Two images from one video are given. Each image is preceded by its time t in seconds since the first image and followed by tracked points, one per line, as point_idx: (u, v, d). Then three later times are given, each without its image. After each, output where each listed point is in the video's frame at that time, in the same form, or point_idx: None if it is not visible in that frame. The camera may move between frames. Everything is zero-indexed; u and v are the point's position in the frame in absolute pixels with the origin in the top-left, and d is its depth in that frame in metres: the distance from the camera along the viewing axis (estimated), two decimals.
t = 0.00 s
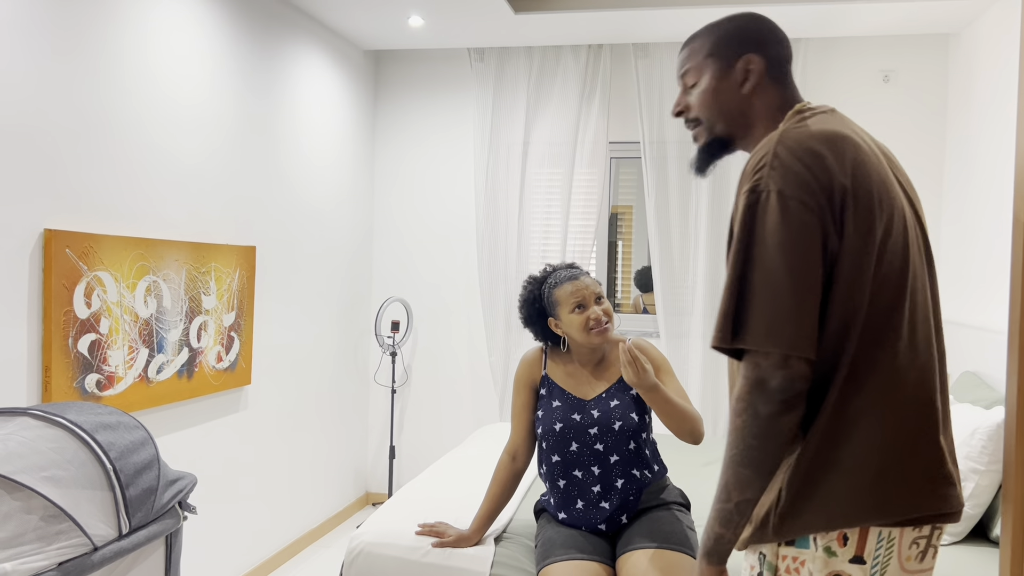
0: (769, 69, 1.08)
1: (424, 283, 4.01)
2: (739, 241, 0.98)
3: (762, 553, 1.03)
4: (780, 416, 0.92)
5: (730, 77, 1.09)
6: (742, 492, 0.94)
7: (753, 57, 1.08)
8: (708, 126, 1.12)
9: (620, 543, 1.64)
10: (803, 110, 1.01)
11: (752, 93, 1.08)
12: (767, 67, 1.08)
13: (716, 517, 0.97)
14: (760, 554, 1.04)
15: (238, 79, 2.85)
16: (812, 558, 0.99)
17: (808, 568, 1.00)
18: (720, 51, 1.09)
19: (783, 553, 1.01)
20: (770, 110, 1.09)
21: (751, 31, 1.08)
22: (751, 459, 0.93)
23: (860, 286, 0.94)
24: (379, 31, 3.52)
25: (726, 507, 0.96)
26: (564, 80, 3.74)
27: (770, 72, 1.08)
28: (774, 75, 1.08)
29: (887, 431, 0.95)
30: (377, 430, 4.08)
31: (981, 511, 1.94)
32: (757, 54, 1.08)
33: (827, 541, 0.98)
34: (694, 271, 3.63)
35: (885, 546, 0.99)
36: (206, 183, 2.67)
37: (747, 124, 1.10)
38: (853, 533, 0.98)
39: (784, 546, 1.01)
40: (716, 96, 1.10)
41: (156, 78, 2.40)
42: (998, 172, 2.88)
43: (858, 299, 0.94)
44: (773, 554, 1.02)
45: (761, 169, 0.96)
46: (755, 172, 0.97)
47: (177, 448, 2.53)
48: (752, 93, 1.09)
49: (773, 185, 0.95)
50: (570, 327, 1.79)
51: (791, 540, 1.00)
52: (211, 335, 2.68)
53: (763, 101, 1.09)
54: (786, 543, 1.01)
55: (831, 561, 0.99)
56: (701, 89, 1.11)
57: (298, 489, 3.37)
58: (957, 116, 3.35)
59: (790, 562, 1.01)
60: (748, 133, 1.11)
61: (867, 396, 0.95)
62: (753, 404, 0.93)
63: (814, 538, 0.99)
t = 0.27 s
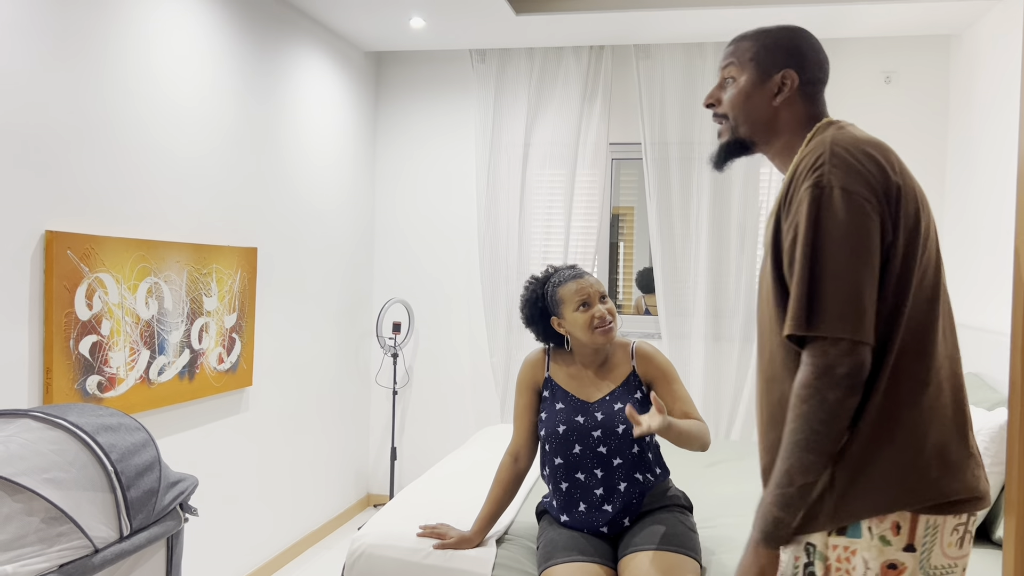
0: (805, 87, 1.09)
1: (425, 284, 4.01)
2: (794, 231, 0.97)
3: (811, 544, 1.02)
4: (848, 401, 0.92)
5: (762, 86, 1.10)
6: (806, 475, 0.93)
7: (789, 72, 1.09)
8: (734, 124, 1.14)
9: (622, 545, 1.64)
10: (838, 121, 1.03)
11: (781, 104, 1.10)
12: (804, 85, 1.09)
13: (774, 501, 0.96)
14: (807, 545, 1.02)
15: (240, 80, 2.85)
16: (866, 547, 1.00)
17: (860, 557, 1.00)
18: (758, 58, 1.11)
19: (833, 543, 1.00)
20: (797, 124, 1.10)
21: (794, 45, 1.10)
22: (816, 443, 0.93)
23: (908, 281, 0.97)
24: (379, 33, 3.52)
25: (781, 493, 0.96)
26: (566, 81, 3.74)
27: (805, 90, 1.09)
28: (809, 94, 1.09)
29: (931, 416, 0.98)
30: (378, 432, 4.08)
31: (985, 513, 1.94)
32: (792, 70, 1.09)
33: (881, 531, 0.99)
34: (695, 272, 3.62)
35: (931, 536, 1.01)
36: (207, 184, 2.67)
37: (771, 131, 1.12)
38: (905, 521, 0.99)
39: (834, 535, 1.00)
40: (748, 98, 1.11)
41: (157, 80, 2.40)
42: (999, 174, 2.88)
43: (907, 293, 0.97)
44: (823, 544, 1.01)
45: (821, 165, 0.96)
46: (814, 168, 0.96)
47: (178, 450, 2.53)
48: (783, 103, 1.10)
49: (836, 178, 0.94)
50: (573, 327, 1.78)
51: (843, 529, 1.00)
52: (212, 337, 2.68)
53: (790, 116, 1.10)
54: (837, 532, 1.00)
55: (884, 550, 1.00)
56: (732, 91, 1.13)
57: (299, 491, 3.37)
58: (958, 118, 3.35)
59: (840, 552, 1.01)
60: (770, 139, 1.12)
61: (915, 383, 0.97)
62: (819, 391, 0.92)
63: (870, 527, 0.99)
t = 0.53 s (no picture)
0: (829, 103, 1.02)
1: (425, 285, 4.01)
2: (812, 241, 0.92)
3: (829, 538, 1.00)
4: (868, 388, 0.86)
5: (786, 103, 1.03)
6: (823, 468, 0.87)
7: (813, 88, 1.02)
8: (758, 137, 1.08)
9: (623, 547, 1.64)
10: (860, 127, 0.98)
11: (804, 122, 1.03)
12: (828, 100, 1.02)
13: (793, 498, 0.89)
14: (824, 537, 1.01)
15: (241, 81, 2.85)
16: (886, 544, 0.97)
17: (880, 554, 0.97)
18: (779, 74, 1.03)
19: (852, 538, 0.99)
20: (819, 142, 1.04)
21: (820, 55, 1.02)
22: (831, 434, 0.87)
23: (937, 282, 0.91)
24: (379, 34, 3.52)
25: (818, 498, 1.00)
26: (566, 82, 3.74)
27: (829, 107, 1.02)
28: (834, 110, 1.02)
29: (949, 414, 0.95)
30: (378, 433, 4.08)
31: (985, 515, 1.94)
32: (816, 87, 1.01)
33: (903, 530, 0.96)
34: (695, 273, 3.62)
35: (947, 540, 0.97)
36: (207, 185, 2.67)
37: (792, 149, 1.06)
38: (926, 521, 0.96)
39: (853, 531, 0.98)
40: (772, 115, 1.05)
41: (157, 82, 2.40)
42: (999, 175, 2.88)
43: (931, 292, 0.92)
44: (841, 538, 0.99)
45: (840, 174, 0.91)
46: (833, 176, 0.91)
47: (178, 451, 2.53)
48: (804, 122, 1.03)
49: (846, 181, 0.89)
50: (575, 327, 1.78)
51: (863, 525, 0.97)
52: (212, 337, 2.68)
53: (814, 134, 1.04)
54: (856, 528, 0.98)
55: (904, 549, 0.96)
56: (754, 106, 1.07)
57: (299, 492, 3.36)
58: (958, 120, 3.35)
59: (859, 548, 0.98)
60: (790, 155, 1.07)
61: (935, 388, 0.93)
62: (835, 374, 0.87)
63: (891, 525, 0.96)
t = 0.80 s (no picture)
0: (811, 130, 0.88)
1: (425, 287, 4.01)
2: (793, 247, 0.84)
3: (817, 543, 0.91)
4: (898, 347, 0.75)
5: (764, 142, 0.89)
6: (893, 438, 0.74)
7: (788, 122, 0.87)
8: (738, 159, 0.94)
9: (623, 550, 1.63)
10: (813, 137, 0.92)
11: (788, 153, 0.89)
12: (809, 126, 0.88)
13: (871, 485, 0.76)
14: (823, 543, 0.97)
15: (241, 83, 2.85)
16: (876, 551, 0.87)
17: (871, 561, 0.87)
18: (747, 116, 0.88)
19: (842, 544, 0.89)
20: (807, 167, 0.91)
21: (790, 74, 0.85)
22: (888, 401, 0.74)
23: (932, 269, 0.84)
24: (381, 36, 3.52)
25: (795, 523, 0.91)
26: (566, 84, 3.74)
27: (814, 132, 0.88)
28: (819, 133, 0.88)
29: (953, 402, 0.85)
30: (378, 435, 4.08)
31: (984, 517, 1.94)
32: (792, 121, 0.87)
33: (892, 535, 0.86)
34: (695, 274, 3.62)
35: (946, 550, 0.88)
36: (207, 187, 2.66)
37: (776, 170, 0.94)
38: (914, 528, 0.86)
39: (842, 535, 0.89)
40: (751, 149, 0.91)
41: (157, 84, 2.40)
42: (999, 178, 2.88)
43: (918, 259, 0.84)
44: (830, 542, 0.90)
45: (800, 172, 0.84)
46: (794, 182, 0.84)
47: (178, 453, 2.53)
48: (789, 153, 0.89)
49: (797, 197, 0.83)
50: (574, 331, 1.78)
51: (852, 530, 0.88)
52: (212, 339, 2.68)
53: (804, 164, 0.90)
54: (846, 532, 0.88)
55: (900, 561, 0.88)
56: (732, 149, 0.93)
57: (298, 494, 3.36)
58: (958, 122, 3.35)
59: (850, 554, 0.88)
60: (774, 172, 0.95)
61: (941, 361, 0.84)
62: (857, 344, 0.76)
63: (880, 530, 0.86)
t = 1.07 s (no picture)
0: (813, 151, 0.89)
1: (425, 289, 4.01)
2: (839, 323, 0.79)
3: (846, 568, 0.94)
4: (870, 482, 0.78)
5: (767, 163, 0.89)
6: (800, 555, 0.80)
7: (792, 141, 0.88)
8: (740, 195, 0.95)
9: (623, 553, 1.64)
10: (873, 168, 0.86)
11: (795, 175, 0.90)
12: (813, 151, 0.89)
13: None
14: (840, 567, 0.95)
15: (241, 85, 2.86)
16: None
17: None
18: (747, 134, 0.88)
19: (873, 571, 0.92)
20: (813, 191, 0.91)
21: (796, 97, 0.87)
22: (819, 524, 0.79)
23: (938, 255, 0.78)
24: (381, 38, 3.53)
25: (783, 546, 0.81)
26: (566, 86, 3.74)
27: (816, 155, 0.89)
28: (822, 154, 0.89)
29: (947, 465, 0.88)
30: (378, 437, 4.07)
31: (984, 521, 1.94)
32: (798, 140, 0.88)
33: (927, 566, 0.90)
34: (695, 278, 3.62)
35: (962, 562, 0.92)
36: (207, 189, 2.66)
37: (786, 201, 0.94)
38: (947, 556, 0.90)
39: (874, 563, 0.92)
40: (755, 176, 0.91)
41: (157, 86, 2.40)
42: (999, 181, 2.89)
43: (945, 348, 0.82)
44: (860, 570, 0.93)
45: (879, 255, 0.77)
46: (871, 258, 0.77)
47: (178, 456, 2.53)
48: (795, 177, 0.90)
49: (859, 266, 0.78)
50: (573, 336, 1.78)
51: (886, 559, 0.91)
52: (212, 342, 2.67)
53: (802, 180, 0.91)
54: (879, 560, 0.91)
55: None
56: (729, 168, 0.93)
57: (298, 496, 3.36)
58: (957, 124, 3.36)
59: None
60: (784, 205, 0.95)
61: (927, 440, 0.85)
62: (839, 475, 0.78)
63: (916, 561, 0.90)
